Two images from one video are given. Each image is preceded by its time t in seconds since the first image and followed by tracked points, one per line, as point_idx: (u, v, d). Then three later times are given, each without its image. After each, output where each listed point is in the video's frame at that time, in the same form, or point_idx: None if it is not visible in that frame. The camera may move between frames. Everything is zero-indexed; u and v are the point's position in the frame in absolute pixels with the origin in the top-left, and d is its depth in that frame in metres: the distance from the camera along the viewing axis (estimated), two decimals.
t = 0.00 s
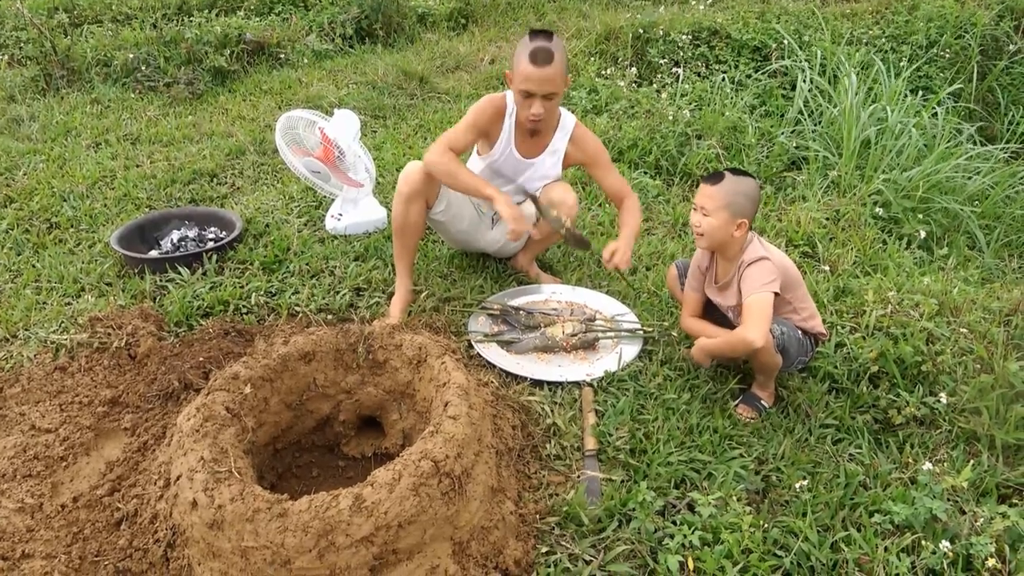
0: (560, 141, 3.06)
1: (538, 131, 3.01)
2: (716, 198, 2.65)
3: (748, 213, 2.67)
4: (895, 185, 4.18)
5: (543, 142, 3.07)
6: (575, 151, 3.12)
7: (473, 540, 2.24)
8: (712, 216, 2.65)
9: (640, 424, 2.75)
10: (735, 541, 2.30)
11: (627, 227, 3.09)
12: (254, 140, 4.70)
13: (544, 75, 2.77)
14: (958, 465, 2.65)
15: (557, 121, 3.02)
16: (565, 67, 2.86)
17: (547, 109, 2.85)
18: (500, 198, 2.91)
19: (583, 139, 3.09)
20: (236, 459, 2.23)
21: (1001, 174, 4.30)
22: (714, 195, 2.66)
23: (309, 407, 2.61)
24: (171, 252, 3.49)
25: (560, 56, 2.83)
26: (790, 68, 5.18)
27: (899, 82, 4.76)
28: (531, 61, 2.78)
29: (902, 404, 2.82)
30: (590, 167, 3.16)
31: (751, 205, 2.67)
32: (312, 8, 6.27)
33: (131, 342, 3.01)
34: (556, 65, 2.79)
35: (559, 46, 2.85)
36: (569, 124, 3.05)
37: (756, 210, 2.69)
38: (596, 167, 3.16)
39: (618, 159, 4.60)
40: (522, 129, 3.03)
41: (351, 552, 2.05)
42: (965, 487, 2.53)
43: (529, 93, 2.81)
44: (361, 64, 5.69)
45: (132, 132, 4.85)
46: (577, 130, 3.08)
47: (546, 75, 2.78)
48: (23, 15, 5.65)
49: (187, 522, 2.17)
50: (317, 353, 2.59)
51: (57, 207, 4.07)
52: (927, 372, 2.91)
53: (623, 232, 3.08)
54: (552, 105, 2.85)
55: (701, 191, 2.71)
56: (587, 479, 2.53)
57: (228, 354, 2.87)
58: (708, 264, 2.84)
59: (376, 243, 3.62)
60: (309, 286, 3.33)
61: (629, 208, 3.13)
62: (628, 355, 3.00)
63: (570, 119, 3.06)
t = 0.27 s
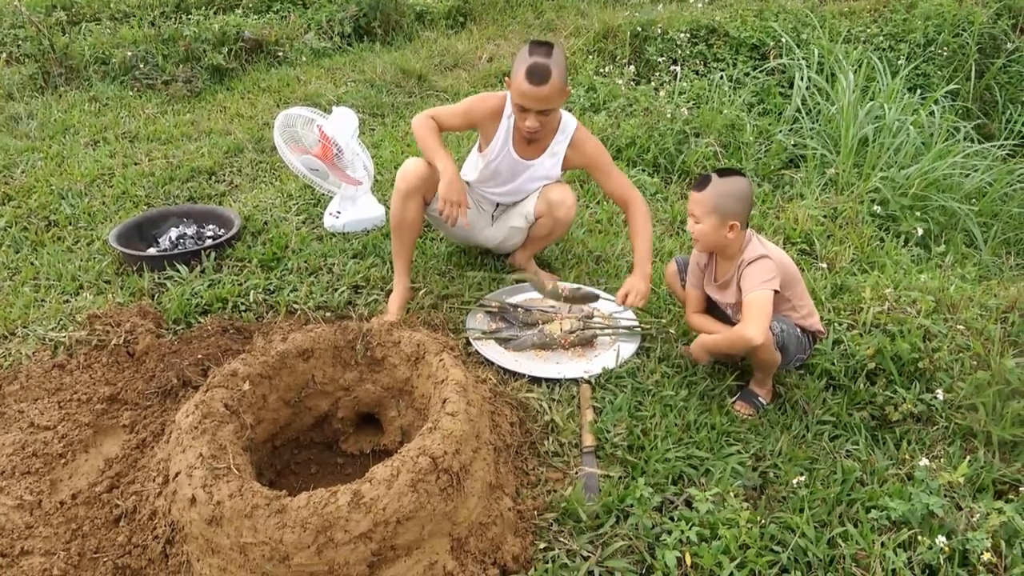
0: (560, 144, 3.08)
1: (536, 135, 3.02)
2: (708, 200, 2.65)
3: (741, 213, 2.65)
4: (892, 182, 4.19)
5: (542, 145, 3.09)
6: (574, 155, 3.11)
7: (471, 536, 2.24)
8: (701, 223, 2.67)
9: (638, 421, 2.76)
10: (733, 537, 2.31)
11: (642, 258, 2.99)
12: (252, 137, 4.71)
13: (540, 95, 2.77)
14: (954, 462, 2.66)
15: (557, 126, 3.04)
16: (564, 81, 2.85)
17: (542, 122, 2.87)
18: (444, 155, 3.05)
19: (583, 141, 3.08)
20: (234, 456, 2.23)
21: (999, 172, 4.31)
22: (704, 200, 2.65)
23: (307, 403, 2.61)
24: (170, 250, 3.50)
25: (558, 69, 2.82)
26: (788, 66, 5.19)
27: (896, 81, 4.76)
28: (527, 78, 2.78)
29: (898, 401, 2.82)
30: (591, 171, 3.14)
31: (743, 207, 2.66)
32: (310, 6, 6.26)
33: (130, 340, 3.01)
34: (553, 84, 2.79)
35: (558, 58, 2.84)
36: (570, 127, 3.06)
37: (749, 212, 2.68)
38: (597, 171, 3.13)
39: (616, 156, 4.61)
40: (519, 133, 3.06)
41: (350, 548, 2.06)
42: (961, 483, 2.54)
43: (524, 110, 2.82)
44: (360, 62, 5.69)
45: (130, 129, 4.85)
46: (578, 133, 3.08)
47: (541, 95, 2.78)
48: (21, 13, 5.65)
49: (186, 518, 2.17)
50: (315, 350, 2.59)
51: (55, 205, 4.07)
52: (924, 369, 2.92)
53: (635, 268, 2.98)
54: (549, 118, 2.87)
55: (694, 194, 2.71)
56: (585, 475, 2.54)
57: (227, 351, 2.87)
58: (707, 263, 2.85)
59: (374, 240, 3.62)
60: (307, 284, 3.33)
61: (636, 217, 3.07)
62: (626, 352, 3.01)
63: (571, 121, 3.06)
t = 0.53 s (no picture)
0: (556, 148, 3.06)
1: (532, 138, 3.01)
2: (699, 199, 2.66)
3: (733, 211, 2.65)
4: (886, 179, 4.20)
5: (539, 148, 3.07)
6: (571, 160, 3.09)
7: (467, 533, 2.25)
8: (690, 223, 2.68)
9: (633, 417, 2.77)
10: (728, 533, 2.32)
11: (643, 273, 2.97)
12: (247, 136, 4.70)
13: (536, 98, 2.77)
14: (948, 457, 2.67)
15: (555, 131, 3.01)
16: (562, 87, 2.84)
17: (538, 124, 2.87)
18: (436, 153, 3.06)
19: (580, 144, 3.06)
20: (230, 454, 2.23)
21: (992, 169, 4.32)
22: (695, 199, 2.66)
23: (302, 402, 2.61)
24: (164, 249, 3.49)
25: (555, 73, 2.81)
26: (782, 63, 5.20)
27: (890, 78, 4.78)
28: (523, 80, 2.78)
29: (893, 396, 2.83)
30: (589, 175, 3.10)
31: (734, 206, 2.65)
32: (305, 5, 6.26)
33: (125, 339, 3.01)
34: (549, 88, 2.78)
35: (556, 62, 2.83)
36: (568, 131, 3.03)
37: (740, 212, 2.67)
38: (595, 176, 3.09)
39: (611, 154, 4.61)
40: (516, 135, 3.04)
41: (346, 546, 2.06)
42: (955, 478, 2.55)
43: (520, 111, 2.82)
44: (355, 60, 5.69)
45: (124, 128, 4.84)
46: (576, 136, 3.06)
47: (536, 98, 2.77)
48: (14, 12, 5.64)
49: (182, 516, 2.17)
50: (311, 349, 2.59)
51: (49, 205, 4.07)
52: (918, 365, 2.93)
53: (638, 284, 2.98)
54: (545, 121, 2.88)
55: (684, 194, 2.72)
56: (580, 472, 2.54)
57: (222, 350, 2.87)
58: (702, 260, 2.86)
59: (369, 238, 3.62)
60: (302, 282, 3.33)
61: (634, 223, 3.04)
62: (622, 348, 3.01)
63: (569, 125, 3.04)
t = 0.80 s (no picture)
0: (554, 151, 3.07)
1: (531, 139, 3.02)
2: (691, 198, 2.66)
3: (725, 211, 2.66)
4: (880, 177, 4.21)
5: (536, 151, 3.08)
6: (567, 163, 3.10)
7: (462, 530, 2.25)
8: (683, 229, 2.69)
9: (628, 415, 2.77)
10: (722, 529, 2.32)
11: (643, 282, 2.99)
12: (240, 134, 4.69)
13: (533, 95, 2.77)
14: (941, 453, 2.68)
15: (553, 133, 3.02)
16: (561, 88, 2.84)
17: (534, 124, 2.87)
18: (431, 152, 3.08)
19: (577, 146, 3.07)
20: (224, 452, 2.23)
21: (985, 167, 4.34)
22: (686, 198, 2.66)
23: (297, 400, 2.61)
24: (158, 247, 3.48)
25: (554, 73, 2.81)
26: (775, 62, 5.21)
27: (883, 76, 4.79)
28: (520, 78, 2.79)
29: (886, 393, 2.85)
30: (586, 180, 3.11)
31: (725, 206, 2.66)
32: (298, 2, 6.24)
33: (118, 337, 3.00)
34: (549, 86, 2.79)
35: (555, 63, 2.83)
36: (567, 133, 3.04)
37: (732, 211, 2.68)
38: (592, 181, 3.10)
39: (606, 152, 4.62)
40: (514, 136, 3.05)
41: (341, 543, 2.06)
42: (948, 475, 2.57)
43: (515, 109, 2.83)
44: (349, 58, 5.68)
45: (117, 126, 4.83)
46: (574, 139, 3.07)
47: (534, 94, 2.78)
48: (5, 9, 5.62)
49: (176, 514, 2.16)
50: (306, 346, 2.59)
51: (42, 203, 4.06)
52: (911, 362, 2.94)
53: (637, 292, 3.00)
54: (541, 122, 2.88)
55: (673, 202, 2.72)
56: (575, 469, 2.54)
57: (217, 347, 2.86)
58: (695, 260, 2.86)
59: (363, 236, 3.62)
60: (297, 280, 3.32)
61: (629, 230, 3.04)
62: (616, 346, 3.02)
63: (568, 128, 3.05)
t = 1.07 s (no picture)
0: (553, 153, 3.06)
1: (528, 140, 3.02)
2: (690, 198, 2.66)
3: (723, 212, 2.66)
4: (878, 177, 4.21)
5: (535, 152, 3.08)
6: (567, 165, 3.10)
7: (460, 528, 2.25)
8: (682, 228, 2.69)
9: (626, 413, 2.78)
10: (720, 527, 2.33)
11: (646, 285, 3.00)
12: (239, 131, 4.69)
13: (527, 94, 2.78)
14: (938, 453, 2.69)
15: (552, 134, 3.01)
16: (558, 88, 2.84)
17: (529, 123, 2.87)
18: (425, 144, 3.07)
19: (577, 149, 3.06)
20: (222, 449, 2.22)
21: (983, 167, 4.35)
22: (685, 199, 2.66)
23: (295, 397, 2.61)
24: (157, 244, 3.48)
25: (551, 74, 2.81)
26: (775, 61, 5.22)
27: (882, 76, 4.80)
28: (516, 76, 2.80)
29: (884, 393, 2.85)
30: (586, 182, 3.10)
31: (724, 206, 2.66)
32: None
33: (117, 333, 3.00)
34: (545, 85, 2.79)
35: (553, 62, 2.83)
36: (566, 135, 3.03)
37: (731, 212, 2.68)
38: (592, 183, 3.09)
39: (605, 150, 4.62)
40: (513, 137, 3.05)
41: (339, 540, 2.06)
42: (945, 474, 2.57)
43: (510, 106, 2.83)
44: (348, 55, 5.67)
45: (116, 123, 4.83)
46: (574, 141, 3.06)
47: (527, 93, 2.78)
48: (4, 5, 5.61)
49: (175, 511, 2.16)
50: (304, 343, 2.59)
51: (41, 199, 4.06)
52: (908, 362, 2.95)
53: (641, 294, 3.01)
54: (537, 122, 2.88)
55: (672, 201, 2.72)
56: (573, 467, 2.55)
57: (215, 344, 2.86)
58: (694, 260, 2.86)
59: (362, 234, 3.62)
60: (295, 277, 3.32)
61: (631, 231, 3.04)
62: (614, 345, 3.02)
63: (568, 129, 3.04)
